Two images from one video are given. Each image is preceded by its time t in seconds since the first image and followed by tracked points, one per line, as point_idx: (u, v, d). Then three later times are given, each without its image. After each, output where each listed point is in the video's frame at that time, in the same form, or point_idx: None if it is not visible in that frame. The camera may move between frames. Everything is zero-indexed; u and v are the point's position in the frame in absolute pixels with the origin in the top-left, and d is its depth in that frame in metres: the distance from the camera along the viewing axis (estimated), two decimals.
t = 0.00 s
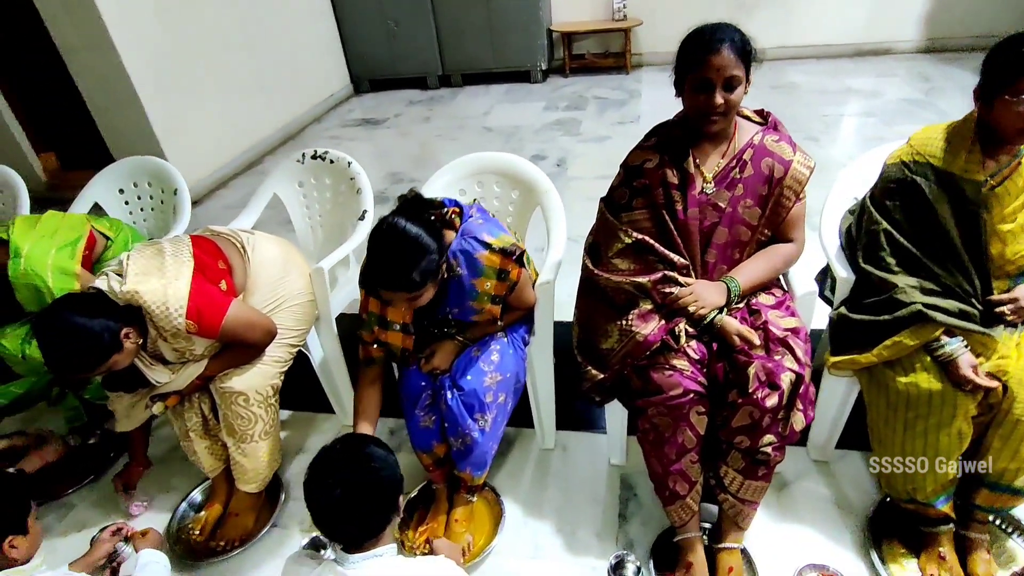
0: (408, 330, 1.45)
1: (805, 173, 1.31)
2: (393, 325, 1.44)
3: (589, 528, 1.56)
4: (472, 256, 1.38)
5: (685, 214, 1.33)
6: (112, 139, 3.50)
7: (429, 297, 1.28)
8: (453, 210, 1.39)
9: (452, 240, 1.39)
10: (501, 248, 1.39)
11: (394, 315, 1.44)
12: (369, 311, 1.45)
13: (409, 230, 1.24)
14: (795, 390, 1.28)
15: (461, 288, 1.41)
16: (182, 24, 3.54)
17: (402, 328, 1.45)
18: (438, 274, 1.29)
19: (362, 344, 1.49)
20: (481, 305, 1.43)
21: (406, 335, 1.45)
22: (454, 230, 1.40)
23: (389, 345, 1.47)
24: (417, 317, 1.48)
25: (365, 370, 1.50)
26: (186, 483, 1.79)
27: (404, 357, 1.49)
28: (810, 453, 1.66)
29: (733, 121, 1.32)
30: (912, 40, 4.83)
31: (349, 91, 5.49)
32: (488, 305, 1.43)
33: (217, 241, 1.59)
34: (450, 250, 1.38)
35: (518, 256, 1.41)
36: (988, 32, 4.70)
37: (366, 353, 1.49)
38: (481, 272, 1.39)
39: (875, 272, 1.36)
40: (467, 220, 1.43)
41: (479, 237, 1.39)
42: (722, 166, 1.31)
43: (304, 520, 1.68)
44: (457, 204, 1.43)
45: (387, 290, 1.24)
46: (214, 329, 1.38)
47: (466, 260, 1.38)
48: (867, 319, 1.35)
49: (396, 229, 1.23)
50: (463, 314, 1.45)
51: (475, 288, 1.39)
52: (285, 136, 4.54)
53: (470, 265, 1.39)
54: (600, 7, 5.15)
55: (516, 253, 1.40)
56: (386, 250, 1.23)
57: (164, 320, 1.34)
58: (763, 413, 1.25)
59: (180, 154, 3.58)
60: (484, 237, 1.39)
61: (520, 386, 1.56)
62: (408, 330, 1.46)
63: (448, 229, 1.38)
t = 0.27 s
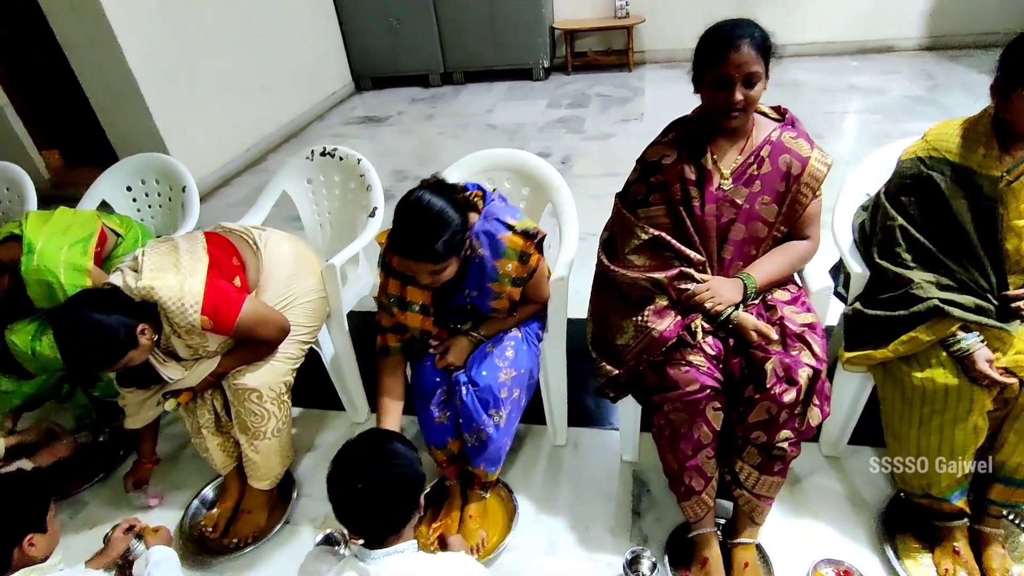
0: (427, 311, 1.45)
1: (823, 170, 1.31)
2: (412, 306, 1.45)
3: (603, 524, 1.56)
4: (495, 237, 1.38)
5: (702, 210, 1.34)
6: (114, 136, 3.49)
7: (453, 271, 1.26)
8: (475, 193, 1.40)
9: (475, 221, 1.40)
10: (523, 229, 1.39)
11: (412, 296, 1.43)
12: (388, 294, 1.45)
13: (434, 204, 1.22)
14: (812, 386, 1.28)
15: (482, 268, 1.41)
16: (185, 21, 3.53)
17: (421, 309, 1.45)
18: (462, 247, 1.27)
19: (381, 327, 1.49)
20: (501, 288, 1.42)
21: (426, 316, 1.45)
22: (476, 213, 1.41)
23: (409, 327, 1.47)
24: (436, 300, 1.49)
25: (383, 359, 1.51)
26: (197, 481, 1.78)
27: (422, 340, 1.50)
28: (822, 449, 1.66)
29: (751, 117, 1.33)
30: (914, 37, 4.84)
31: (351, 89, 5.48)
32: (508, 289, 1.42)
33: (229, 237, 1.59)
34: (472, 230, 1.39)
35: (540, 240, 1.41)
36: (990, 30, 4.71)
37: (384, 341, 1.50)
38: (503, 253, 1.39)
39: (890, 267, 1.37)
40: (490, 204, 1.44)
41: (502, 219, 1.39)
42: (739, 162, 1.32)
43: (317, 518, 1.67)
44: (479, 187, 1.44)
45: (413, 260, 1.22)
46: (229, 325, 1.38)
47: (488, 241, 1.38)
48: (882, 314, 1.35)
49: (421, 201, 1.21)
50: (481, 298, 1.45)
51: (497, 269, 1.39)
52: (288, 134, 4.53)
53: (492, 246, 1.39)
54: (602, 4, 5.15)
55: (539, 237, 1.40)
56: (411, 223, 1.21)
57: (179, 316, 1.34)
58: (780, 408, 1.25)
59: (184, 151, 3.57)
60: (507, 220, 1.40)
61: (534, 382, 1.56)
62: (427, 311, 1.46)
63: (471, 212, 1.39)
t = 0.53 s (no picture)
0: (450, 297, 1.44)
1: (843, 168, 1.32)
2: (434, 291, 1.43)
3: (617, 522, 1.56)
4: (519, 223, 1.38)
5: (720, 207, 1.34)
6: (120, 133, 3.48)
7: (479, 253, 1.23)
8: (501, 180, 1.39)
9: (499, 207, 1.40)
10: (549, 215, 1.40)
11: (435, 281, 1.42)
12: (410, 279, 1.44)
13: (462, 184, 1.19)
14: (831, 383, 1.27)
15: (505, 254, 1.40)
16: (190, 18, 3.52)
17: (444, 294, 1.44)
18: (490, 227, 1.23)
19: (402, 314, 1.48)
20: (525, 274, 1.41)
21: (449, 302, 1.44)
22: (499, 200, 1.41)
23: (431, 314, 1.46)
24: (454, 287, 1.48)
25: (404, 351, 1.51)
26: (209, 478, 1.78)
27: (445, 327, 1.48)
28: (836, 447, 1.66)
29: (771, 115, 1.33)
30: (919, 36, 4.83)
31: (355, 87, 5.47)
32: (531, 275, 1.42)
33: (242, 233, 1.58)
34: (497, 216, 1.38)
35: (564, 228, 1.41)
36: (995, 29, 4.70)
37: (406, 332, 1.49)
38: (528, 239, 1.38)
39: (908, 264, 1.36)
40: (514, 191, 1.43)
41: (527, 206, 1.39)
42: (759, 159, 1.33)
43: (329, 515, 1.67)
44: (503, 175, 1.44)
45: (441, 240, 1.17)
46: (244, 321, 1.38)
47: (513, 227, 1.38)
48: (900, 312, 1.35)
49: (450, 182, 1.18)
50: (501, 289, 1.44)
51: (521, 255, 1.39)
52: (292, 131, 4.52)
53: (517, 232, 1.38)
54: (607, 3, 5.14)
55: (563, 224, 1.40)
56: (438, 203, 1.18)
57: (195, 311, 1.33)
58: (800, 406, 1.24)
59: (189, 149, 3.56)
60: (532, 206, 1.40)
61: (549, 379, 1.56)
62: (450, 297, 1.45)
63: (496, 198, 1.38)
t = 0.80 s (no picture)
0: (473, 292, 1.44)
1: (865, 167, 1.31)
2: (458, 286, 1.43)
3: (634, 521, 1.55)
4: (545, 218, 1.37)
5: (742, 205, 1.34)
6: (128, 130, 3.48)
7: (507, 245, 1.25)
8: (526, 175, 1.38)
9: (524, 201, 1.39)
10: (574, 211, 1.39)
11: (459, 276, 1.42)
12: (433, 275, 1.44)
13: (491, 177, 1.20)
14: (852, 384, 1.26)
15: (529, 250, 1.38)
16: (199, 15, 3.51)
17: (468, 289, 1.43)
18: (518, 219, 1.24)
19: (423, 309, 1.49)
20: (547, 269, 1.40)
21: (473, 297, 1.44)
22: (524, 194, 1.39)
23: (455, 308, 1.45)
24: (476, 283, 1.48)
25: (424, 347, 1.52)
26: (223, 474, 1.78)
27: (466, 323, 1.49)
28: (854, 448, 1.65)
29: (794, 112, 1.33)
30: (928, 35, 4.81)
31: (361, 85, 5.47)
32: (554, 271, 1.40)
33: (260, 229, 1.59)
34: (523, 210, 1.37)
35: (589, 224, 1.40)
36: (1005, 29, 4.68)
37: (427, 329, 1.50)
38: (553, 235, 1.37)
39: (930, 263, 1.36)
40: (539, 185, 1.42)
41: (553, 201, 1.38)
42: (781, 157, 1.32)
43: (343, 514, 1.66)
44: (528, 170, 1.43)
45: (471, 232, 1.19)
46: (262, 317, 1.38)
47: (539, 222, 1.37)
48: (922, 312, 1.34)
49: (480, 174, 1.18)
50: (522, 283, 1.42)
51: (545, 250, 1.37)
52: (300, 128, 4.52)
53: (542, 227, 1.37)
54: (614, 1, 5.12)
55: (588, 220, 1.39)
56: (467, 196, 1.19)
57: (215, 305, 1.34)
58: (822, 405, 1.23)
59: (198, 146, 3.56)
60: (558, 202, 1.39)
61: (565, 378, 1.55)
62: (473, 292, 1.44)
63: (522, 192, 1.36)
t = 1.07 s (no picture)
0: (491, 293, 1.42)
1: (886, 167, 1.29)
2: (476, 288, 1.42)
3: (649, 523, 1.54)
4: (564, 219, 1.36)
5: (761, 205, 1.32)
6: (137, 129, 3.47)
7: (527, 245, 1.25)
8: (545, 175, 1.38)
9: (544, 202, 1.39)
10: (593, 212, 1.37)
11: (477, 276, 1.40)
12: (450, 275, 1.42)
13: (513, 176, 1.20)
14: (874, 386, 1.25)
15: (547, 250, 1.38)
16: (208, 14, 3.51)
17: (487, 291, 1.42)
18: (538, 219, 1.23)
19: (440, 309, 1.47)
20: (565, 270, 1.39)
21: (491, 298, 1.43)
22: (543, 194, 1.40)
23: (471, 310, 1.44)
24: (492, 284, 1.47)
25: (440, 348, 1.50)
26: (235, 474, 1.77)
27: (484, 323, 1.47)
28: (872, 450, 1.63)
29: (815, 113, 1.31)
30: (938, 35, 4.79)
31: (368, 84, 5.46)
32: (572, 271, 1.40)
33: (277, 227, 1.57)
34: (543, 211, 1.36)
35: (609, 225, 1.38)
36: (1016, 28, 4.65)
37: (443, 331, 1.48)
38: (571, 235, 1.36)
39: (951, 264, 1.34)
40: (557, 185, 1.41)
41: (572, 201, 1.37)
42: (801, 157, 1.30)
43: (356, 514, 1.66)
44: (547, 170, 1.42)
45: (490, 232, 1.19)
46: (280, 315, 1.38)
47: (557, 223, 1.36)
48: (943, 313, 1.33)
49: (501, 174, 1.19)
50: (539, 284, 1.42)
51: (563, 250, 1.36)
52: (307, 128, 4.51)
53: (560, 227, 1.36)
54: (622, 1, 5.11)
55: (608, 221, 1.38)
56: (487, 194, 1.19)
57: (233, 303, 1.33)
58: (843, 408, 1.22)
59: (207, 145, 3.56)
60: (576, 202, 1.38)
61: (580, 379, 1.54)
62: (491, 294, 1.43)
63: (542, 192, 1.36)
